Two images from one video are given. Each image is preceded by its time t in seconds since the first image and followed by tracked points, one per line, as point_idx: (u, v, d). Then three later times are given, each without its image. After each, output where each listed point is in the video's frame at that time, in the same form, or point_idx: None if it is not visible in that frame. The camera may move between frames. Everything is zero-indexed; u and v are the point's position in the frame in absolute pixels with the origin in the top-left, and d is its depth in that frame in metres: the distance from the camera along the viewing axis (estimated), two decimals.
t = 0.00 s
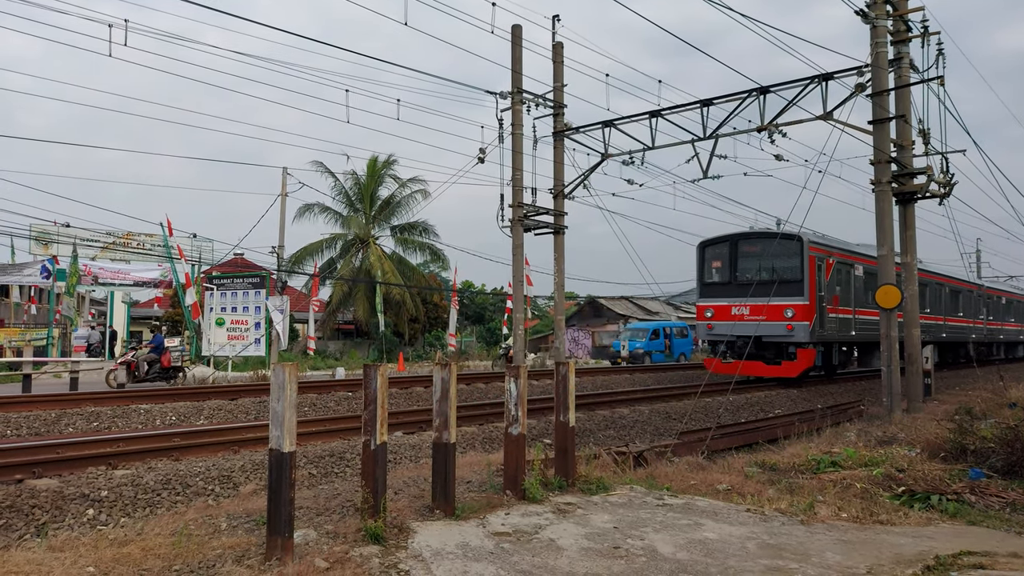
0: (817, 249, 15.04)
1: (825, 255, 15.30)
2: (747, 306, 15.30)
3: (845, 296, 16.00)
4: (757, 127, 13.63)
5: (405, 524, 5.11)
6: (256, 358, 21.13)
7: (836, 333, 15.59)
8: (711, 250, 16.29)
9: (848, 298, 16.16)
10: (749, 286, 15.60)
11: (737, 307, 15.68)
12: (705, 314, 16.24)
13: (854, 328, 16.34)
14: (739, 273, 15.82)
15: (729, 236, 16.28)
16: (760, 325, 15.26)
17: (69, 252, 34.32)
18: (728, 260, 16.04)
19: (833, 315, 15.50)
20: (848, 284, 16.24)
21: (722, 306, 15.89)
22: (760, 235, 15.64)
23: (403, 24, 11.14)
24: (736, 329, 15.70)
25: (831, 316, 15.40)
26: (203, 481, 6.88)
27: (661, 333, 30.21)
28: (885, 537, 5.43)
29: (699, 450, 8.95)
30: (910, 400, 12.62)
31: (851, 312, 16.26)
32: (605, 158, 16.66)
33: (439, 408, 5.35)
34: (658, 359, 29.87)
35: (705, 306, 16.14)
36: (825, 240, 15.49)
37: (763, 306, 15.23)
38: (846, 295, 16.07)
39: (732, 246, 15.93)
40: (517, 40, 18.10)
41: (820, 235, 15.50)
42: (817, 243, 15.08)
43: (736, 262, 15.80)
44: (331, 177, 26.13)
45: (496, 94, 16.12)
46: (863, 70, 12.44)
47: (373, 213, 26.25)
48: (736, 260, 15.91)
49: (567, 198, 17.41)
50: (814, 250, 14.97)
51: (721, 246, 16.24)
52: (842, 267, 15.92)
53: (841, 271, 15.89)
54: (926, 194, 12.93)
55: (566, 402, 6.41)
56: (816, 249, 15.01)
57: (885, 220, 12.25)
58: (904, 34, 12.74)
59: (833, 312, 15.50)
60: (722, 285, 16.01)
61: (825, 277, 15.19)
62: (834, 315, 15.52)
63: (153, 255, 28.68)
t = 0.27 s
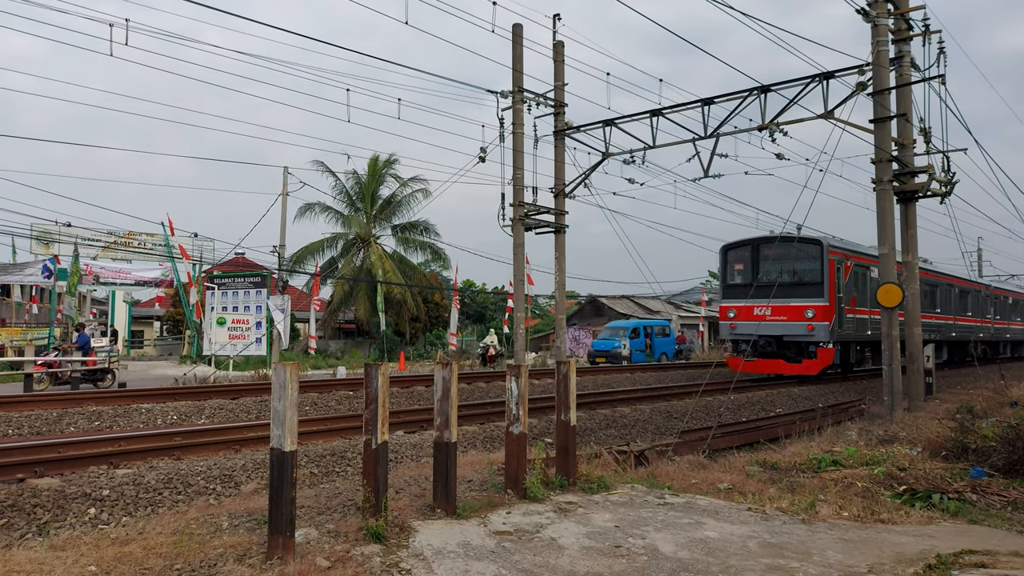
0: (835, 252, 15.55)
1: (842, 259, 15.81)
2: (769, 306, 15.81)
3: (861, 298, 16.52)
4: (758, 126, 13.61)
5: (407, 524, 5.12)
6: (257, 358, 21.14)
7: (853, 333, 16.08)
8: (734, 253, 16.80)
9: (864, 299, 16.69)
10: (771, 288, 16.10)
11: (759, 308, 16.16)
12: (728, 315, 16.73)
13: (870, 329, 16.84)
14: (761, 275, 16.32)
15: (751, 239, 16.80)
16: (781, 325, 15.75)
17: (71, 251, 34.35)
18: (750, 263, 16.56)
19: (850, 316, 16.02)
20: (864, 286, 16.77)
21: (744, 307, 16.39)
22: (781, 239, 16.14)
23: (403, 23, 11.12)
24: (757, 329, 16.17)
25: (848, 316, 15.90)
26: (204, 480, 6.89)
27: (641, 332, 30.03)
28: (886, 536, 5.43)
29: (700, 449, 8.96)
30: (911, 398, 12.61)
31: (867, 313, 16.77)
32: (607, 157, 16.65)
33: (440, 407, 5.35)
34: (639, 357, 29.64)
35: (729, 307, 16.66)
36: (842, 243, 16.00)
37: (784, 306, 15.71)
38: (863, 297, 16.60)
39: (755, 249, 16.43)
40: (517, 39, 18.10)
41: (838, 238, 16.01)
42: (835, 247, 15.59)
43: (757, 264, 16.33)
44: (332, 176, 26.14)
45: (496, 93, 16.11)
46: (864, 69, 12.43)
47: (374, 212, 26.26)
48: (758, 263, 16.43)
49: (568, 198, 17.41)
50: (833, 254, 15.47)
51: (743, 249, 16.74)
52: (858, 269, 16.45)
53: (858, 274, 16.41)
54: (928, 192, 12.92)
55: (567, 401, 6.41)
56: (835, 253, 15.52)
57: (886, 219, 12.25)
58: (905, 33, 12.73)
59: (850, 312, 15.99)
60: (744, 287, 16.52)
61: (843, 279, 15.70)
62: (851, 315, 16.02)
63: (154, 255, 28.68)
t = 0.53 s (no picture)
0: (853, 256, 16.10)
1: (858, 263, 16.37)
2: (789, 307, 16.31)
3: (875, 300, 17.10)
4: (759, 125, 13.60)
5: (407, 523, 5.12)
6: (258, 357, 21.15)
7: (868, 334, 16.62)
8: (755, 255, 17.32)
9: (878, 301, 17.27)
10: (791, 290, 16.62)
11: (779, 309, 16.66)
12: (748, 316, 17.25)
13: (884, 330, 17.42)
14: (781, 278, 16.85)
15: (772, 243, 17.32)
16: (801, 326, 16.26)
17: (72, 250, 34.38)
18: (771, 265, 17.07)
19: (866, 317, 16.56)
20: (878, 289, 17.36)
21: (764, 309, 16.91)
22: (800, 243, 16.68)
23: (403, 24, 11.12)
24: (778, 329, 16.67)
25: (864, 318, 16.43)
26: (205, 479, 6.89)
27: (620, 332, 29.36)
28: (887, 536, 5.43)
29: (700, 449, 8.96)
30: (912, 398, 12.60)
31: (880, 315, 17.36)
32: (608, 157, 16.65)
33: (441, 407, 5.35)
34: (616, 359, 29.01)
35: (750, 308, 17.17)
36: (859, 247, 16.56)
37: (804, 307, 16.21)
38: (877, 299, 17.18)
39: (775, 253, 16.94)
40: (519, 39, 18.09)
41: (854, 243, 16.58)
42: (853, 251, 16.14)
43: (777, 267, 16.87)
44: (333, 175, 26.15)
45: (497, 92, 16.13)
46: (866, 69, 12.42)
47: (375, 211, 26.27)
48: (778, 266, 16.96)
49: (569, 197, 17.41)
50: (850, 257, 16.02)
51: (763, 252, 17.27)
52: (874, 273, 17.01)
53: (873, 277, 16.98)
54: (929, 192, 12.92)
55: (567, 401, 6.41)
56: (852, 256, 16.08)
57: (887, 219, 12.24)
58: (906, 33, 12.73)
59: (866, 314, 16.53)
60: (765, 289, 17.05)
61: (860, 281, 16.26)
62: (866, 317, 16.55)
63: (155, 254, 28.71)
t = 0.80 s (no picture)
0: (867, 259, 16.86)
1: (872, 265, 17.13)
2: (808, 308, 17.03)
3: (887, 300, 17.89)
4: (759, 125, 13.59)
5: (408, 522, 5.12)
6: (258, 357, 21.15)
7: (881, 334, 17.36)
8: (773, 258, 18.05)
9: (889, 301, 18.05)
10: (808, 291, 17.35)
11: (797, 310, 17.39)
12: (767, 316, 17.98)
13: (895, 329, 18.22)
14: (799, 280, 17.57)
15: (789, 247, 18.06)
16: (819, 326, 16.97)
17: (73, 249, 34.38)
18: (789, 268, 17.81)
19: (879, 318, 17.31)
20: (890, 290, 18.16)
21: (783, 309, 17.63)
22: (817, 246, 17.43)
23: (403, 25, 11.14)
24: (797, 329, 17.38)
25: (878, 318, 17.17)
26: (206, 478, 6.89)
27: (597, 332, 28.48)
28: (887, 535, 5.43)
29: (701, 448, 8.95)
30: (913, 397, 12.59)
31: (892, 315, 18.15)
32: (608, 156, 16.65)
33: (441, 406, 5.35)
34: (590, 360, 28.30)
35: (769, 309, 17.88)
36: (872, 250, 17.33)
37: (821, 308, 16.95)
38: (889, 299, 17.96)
39: (793, 256, 17.67)
40: (519, 38, 18.09)
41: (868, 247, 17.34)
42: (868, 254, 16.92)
43: (795, 270, 17.59)
44: (334, 175, 26.16)
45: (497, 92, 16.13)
46: (866, 68, 12.42)
47: (376, 211, 26.26)
48: (796, 268, 17.69)
49: (569, 197, 17.41)
50: (865, 261, 16.81)
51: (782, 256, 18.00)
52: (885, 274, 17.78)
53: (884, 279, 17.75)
54: (930, 191, 12.92)
55: (568, 400, 6.41)
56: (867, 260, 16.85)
57: (888, 219, 12.23)
58: (907, 32, 12.73)
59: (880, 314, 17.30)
60: (783, 290, 17.78)
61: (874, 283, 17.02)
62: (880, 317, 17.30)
63: (155, 254, 28.71)
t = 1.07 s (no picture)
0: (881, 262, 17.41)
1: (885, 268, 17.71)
2: (824, 309, 17.54)
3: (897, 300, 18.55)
4: (759, 124, 13.58)
5: (408, 522, 5.12)
6: (258, 356, 21.15)
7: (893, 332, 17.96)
8: (789, 261, 18.56)
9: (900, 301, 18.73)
10: (824, 293, 17.88)
11: (814, 311, 17.89)
12: (785, 316, 18.53)
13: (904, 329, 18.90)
14: (815, 282, 18.09)
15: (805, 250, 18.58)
16: (835, 326, 17.48)
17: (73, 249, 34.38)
18: (805, 271, 18.31)
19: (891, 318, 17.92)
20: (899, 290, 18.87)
21: (800, 310, 18.15)
22: (833, 250, 17.95)
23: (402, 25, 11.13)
24: (814, 329, 17.90)
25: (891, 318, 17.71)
26: (206, 478, 6.90)
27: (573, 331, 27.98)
28: (886, 535, 5.43)
29: (701, 448, 8.96)
30: (912, 397, 12.59)
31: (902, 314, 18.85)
32: (608, 156, 16.66)
33: (441, 406, 5.35)
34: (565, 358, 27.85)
35: (786, 310, 18.42)
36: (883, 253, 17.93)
37: (837, 308, 17.46)
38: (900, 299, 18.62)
39: (809, 259, 18.19)
40: (519, 38, 18.08)
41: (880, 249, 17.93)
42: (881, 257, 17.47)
43: (811, 272, 18.10)
44: (334, 174, 26.18)
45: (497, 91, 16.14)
46: (866, 68, 12.43)
47: (376, 210, 26.26)
48: (812, 271, 18.19)
49: (569, 196, 17.41)
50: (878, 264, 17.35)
51: (798, 258, 18.50)
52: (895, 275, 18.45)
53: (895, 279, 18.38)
54: (930, 191, 12.92)
55: (568, 400, 6.41)
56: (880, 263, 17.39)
57: (888, 218, 12.24)
58: (907, 32, 12.73)
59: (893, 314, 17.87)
60: (800, 292, 18.29)
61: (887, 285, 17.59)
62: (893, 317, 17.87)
63: (155, 253, 28.71)
